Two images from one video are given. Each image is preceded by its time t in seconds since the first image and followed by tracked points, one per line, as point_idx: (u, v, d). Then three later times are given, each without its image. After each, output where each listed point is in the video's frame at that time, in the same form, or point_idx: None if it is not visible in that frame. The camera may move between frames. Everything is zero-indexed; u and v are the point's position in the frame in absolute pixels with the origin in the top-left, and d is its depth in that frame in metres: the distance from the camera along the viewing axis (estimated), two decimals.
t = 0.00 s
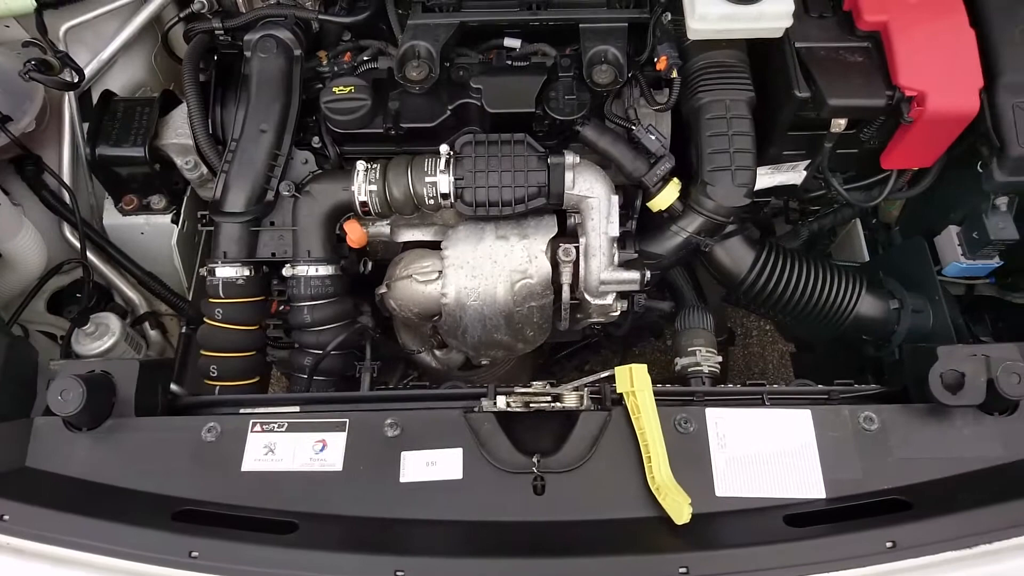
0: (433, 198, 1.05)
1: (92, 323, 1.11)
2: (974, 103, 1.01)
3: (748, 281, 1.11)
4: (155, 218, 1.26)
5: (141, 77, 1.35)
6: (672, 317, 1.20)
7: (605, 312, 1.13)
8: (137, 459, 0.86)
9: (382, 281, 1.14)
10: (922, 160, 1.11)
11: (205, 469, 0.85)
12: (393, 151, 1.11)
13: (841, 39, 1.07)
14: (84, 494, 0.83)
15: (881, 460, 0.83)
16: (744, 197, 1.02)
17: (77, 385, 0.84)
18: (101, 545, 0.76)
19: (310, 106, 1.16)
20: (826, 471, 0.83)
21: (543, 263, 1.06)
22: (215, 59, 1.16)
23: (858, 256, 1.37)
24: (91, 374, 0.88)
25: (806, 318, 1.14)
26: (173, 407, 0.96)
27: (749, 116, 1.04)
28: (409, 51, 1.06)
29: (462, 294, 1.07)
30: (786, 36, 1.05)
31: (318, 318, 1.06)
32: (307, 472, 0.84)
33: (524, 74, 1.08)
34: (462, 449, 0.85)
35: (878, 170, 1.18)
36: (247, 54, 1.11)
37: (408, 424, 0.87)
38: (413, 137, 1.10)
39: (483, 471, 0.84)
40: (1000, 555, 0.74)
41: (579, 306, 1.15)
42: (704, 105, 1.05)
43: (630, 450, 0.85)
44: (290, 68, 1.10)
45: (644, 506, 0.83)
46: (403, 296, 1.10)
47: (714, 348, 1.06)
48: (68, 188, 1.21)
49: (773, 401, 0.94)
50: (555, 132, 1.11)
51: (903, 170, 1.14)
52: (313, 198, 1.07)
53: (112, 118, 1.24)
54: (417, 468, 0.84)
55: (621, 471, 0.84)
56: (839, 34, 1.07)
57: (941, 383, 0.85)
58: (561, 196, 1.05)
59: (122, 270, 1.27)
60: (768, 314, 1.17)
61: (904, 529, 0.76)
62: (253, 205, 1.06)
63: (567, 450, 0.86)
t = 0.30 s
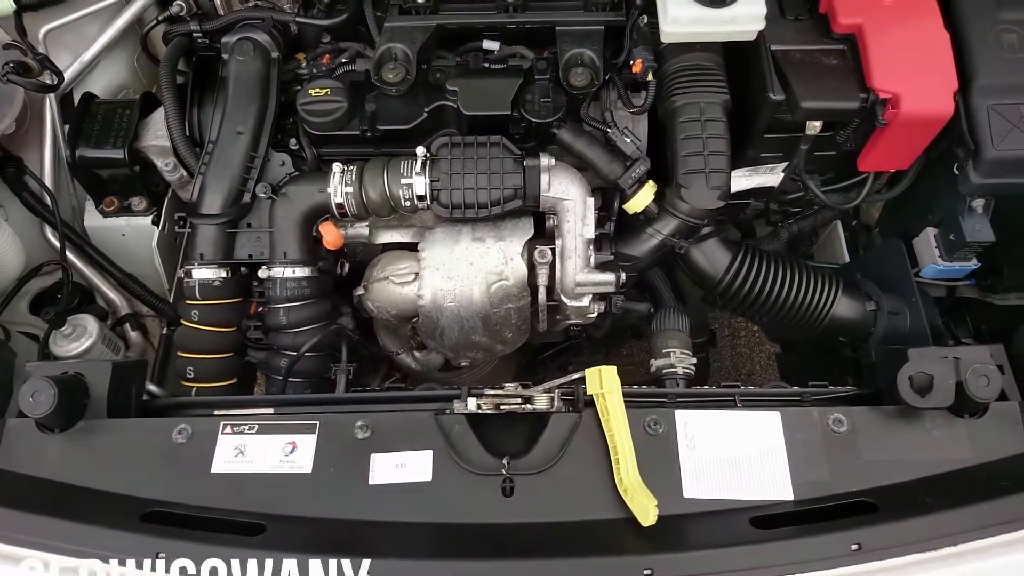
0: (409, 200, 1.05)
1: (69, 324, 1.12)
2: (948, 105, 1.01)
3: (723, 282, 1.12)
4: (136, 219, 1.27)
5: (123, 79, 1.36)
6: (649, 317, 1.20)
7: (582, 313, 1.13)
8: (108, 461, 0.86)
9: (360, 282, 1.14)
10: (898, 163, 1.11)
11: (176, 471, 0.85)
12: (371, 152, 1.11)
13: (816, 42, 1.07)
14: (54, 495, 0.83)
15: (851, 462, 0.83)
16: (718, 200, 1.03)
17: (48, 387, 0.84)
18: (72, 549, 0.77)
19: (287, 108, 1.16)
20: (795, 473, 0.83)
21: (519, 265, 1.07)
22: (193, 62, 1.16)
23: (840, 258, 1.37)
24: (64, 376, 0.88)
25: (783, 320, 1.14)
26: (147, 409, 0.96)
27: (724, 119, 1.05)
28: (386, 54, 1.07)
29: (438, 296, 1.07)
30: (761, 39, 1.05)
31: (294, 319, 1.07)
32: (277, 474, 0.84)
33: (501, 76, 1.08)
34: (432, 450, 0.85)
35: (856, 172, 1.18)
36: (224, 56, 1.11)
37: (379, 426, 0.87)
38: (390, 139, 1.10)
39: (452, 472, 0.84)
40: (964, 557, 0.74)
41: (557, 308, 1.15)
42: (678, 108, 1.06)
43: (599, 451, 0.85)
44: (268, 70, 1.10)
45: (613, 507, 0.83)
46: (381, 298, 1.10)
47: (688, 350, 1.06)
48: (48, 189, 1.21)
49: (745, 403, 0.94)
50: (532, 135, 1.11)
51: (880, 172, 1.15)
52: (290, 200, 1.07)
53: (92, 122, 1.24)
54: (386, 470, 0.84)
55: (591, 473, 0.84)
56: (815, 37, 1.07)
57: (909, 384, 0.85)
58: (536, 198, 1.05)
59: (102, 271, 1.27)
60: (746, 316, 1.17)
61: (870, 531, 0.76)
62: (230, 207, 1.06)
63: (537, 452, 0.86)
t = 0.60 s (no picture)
0: (384, 200, 1.04)
1: (43, 326, 1.12)
2: (926, 105, 1.00)
3: (701, 284, 1.12)
4: (114, 220, 1.26)
5: (103, 79, 1.34)
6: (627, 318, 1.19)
7: (560, 313, 1.12)
8: (75, 463, 0.86)
9: (336, 283, 1.13)
10: (877, 163, 1.11)
11: (143, 473, 0.85)
12: (347, 152, 1.11)
13: (794, 41, 1.06)
14: (21, 497, 0.82)
15: (822, 465, 0.82)
16: (693, 201, 1.03)
17: (16, 389, 0.83)
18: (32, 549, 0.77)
19: (264, 107, 1.15)
20: (765, 476, 0.82)
21: (496, 266, 1.05)
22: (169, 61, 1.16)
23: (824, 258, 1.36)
24: (32, 377, 0.88)
25: (762, 320, 1.14)
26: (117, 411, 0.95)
27: (700, 119, 1.05)
28: (360, 53, 1.06)
29: (414, 296, 1.05)
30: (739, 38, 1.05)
31: (269, 320, 1.06)
32: (244, 477, 0.84)
33: (477, 76, 1.07)
34: (400, 453, 0.84)
35: (835, 173, 1.18)
36: (199, 55, 1.10)
37: (348, 428, 0.86)
38: (366, 138, 1.10)
39: (421, 475, 0.83)
40: (932, 560, 0.74)
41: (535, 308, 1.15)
42: (655, 108, 1.05)
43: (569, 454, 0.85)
44: (243, 70, 1.10)
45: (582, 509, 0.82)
46: (357, 299, 1.09)
47: (664, 351, 1.06)
48: (24, 189, 1.20)
49: (718, 405, 0.93)
50: (509, 134, 1.10)
51: (859, 171, 1.14)
52: (264, 200, 1.07)
53: (69, 121, 1.23)
54: (354, 473, 0.83)
55: (561, 475, 0.83)
56: (793, 36, 1.07)
57: (880, 386, 0.84)
58: (512, 198, 1.05)
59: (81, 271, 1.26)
60: (725, 317, 1.17)
61: (838, 535, 0.76)
62: (204, 207, 1.05)
63: (507, 454, 0.85)
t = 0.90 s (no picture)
0: (355, 200, 1.04)
1: (16, 325, 1.12)
2: (892, 106, 1.00)
3: (670, 284, 1.13)
4: (92, 220, 1.27)
5: (83, 82, 1.34)
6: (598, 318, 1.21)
7: (532, 313, 1.12)
8: (41, 461, 0.86)
9: (309, 283, 1.14)
10: (847, 163, 1.11)
11: (108, 471, 0.85)
12: (319, 153, 1.11)
13: (762, 43, 1.07)
14: None
15: (780, 463, 0.83)
16: (661, 202, 1.04)
17: None
18: None
19: (237, 108, 1.16)
20: (723, 474, 0.83)
21: (465, 266, 1.06)
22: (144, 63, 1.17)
23: (799, 258, 1.37)
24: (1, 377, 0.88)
25: (731, 320, 1.15)
26: (87, 409, 0.96)
27: (668, 121, 1.05)
28: (332, 55, 1.07)
29: (384, 296, 1.06)
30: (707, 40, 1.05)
31: (239, 320, 1.06)
32: (208, 475, 0.84)
33: (448, 77, 1.08)
34: (362, 452, 0.85)
35: (806, 174, 1.18)
36: (173, 57, 1.11)
37: (311, 427, 0.87)
38: (338, 139, 1.10)
39: (382, 473, 0.84)
40: (883, 558, 0.74)
41: (508, 308, 1.15)
42: (623, 110, 1.06)
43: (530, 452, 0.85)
44: (216, 72, 1.11)
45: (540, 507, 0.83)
46: (328, 299, 1.10)
47: (632, 351, 1.07)
48: (2, 190, 1.20)
49: (682, 404, 0.94)
50: (480, 135, 1.11)
51: (830, 172, 1.15)
52: (236, 201, 1.07)
53: (47, 122, 1.24)
54: (316, 471, 0.84)
55: (521, 473, 0.84)
56: (761, 38, 1.07)
57: (838, 385, 0.84)
58: (481, 199, 1.05)
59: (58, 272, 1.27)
60: (695, 317, 1.18)
61: (792, 533, 0.76)
62: (176, 208, 1.06)
63: (470, 453, 0.85)
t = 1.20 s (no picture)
0: (325, 199, 1.05)
1: None
2: (858, 106, 1.01)
3: (642, 283, 1.14)
4: (70, 220, 1.27)
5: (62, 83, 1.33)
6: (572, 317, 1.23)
7: (505, 312, 1.12)
8: (6, 458, 0.87)
9: (283, 283, 1.14)
10: (816, 163, 1.12)
11: (72, 468, 0.86)
12: (292, 152, 1.12)
13: (731, 43, 1.07)
14: None
15: (739, 460, 0.84)
16: (629, 202, 1.05)
17: None
18: None
19: (211, 108, 1.17)
20: (682, 471, 0.83)
21: (436, 265, 1.06)
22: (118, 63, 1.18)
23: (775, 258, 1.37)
24: None
25: (702, 319, 1.16)
26: (57, 407, 0.97)
27: (637, 121, 1.06)
28: (303, 55, 1.08)
29: (355, 295, 1.06)
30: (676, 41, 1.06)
31: (211, 318, 1.07)
32: (171, 471, 0.85)
33: (419, 77, 1.08)
34: (324, 449, 0.85)
35: (778, 173, 1.19)
36: (147, 58, 1.12)
37: (275, 425, 0.87)
38: (310, 139, 1.11)
39: (344, 470, 0.84)
40: (834, 553, 0.75)
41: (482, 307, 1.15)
42: (593, 110, 1.06)
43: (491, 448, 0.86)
44: (190, 72, 1.11)
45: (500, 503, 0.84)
46: (300, 297, 1.10)
47: (602, 350, 1.08)
48: None
49: (647, 400, 0.95)
50: (452, 135, 1.11)
51: (801, 172, 1.15)
52: (208, 200, 1.08)
53: (25, 122, 1.25)
54: (278, 468, 0.84)
55: (481, 470, 0.84)
56: (731, 38, 1.08)
57: (798, 382, 0.85)
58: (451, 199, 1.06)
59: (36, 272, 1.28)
60: (667, 316, 1.18)
61: (747, 529, 0.77)
62: (149, 207, 1.07)
63: (432, 450, 0.86)
